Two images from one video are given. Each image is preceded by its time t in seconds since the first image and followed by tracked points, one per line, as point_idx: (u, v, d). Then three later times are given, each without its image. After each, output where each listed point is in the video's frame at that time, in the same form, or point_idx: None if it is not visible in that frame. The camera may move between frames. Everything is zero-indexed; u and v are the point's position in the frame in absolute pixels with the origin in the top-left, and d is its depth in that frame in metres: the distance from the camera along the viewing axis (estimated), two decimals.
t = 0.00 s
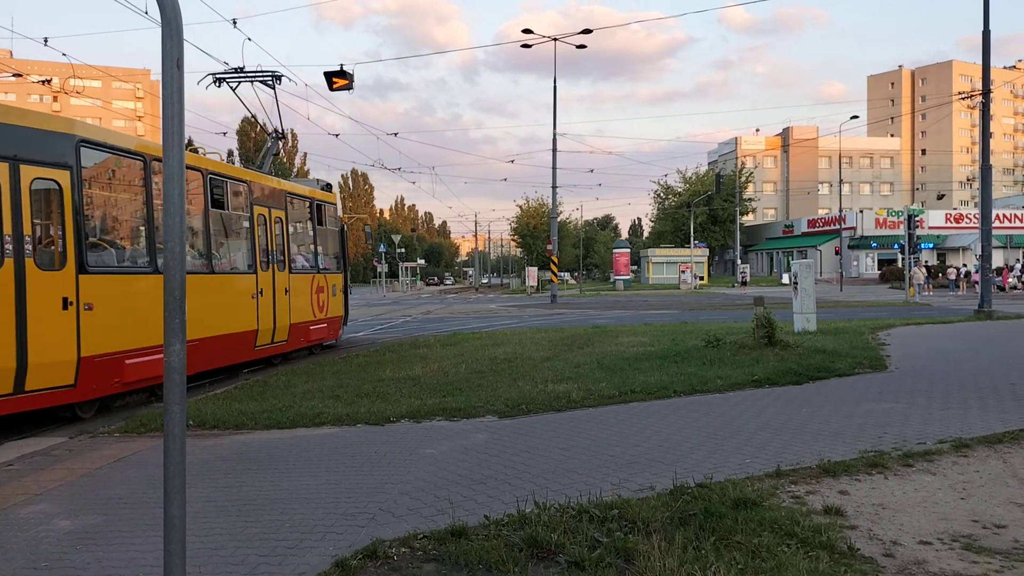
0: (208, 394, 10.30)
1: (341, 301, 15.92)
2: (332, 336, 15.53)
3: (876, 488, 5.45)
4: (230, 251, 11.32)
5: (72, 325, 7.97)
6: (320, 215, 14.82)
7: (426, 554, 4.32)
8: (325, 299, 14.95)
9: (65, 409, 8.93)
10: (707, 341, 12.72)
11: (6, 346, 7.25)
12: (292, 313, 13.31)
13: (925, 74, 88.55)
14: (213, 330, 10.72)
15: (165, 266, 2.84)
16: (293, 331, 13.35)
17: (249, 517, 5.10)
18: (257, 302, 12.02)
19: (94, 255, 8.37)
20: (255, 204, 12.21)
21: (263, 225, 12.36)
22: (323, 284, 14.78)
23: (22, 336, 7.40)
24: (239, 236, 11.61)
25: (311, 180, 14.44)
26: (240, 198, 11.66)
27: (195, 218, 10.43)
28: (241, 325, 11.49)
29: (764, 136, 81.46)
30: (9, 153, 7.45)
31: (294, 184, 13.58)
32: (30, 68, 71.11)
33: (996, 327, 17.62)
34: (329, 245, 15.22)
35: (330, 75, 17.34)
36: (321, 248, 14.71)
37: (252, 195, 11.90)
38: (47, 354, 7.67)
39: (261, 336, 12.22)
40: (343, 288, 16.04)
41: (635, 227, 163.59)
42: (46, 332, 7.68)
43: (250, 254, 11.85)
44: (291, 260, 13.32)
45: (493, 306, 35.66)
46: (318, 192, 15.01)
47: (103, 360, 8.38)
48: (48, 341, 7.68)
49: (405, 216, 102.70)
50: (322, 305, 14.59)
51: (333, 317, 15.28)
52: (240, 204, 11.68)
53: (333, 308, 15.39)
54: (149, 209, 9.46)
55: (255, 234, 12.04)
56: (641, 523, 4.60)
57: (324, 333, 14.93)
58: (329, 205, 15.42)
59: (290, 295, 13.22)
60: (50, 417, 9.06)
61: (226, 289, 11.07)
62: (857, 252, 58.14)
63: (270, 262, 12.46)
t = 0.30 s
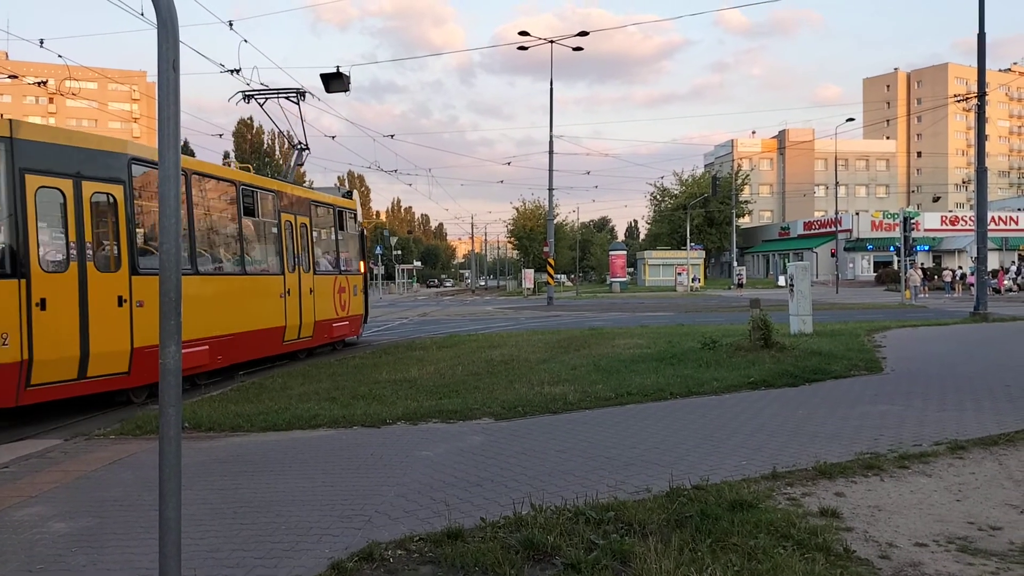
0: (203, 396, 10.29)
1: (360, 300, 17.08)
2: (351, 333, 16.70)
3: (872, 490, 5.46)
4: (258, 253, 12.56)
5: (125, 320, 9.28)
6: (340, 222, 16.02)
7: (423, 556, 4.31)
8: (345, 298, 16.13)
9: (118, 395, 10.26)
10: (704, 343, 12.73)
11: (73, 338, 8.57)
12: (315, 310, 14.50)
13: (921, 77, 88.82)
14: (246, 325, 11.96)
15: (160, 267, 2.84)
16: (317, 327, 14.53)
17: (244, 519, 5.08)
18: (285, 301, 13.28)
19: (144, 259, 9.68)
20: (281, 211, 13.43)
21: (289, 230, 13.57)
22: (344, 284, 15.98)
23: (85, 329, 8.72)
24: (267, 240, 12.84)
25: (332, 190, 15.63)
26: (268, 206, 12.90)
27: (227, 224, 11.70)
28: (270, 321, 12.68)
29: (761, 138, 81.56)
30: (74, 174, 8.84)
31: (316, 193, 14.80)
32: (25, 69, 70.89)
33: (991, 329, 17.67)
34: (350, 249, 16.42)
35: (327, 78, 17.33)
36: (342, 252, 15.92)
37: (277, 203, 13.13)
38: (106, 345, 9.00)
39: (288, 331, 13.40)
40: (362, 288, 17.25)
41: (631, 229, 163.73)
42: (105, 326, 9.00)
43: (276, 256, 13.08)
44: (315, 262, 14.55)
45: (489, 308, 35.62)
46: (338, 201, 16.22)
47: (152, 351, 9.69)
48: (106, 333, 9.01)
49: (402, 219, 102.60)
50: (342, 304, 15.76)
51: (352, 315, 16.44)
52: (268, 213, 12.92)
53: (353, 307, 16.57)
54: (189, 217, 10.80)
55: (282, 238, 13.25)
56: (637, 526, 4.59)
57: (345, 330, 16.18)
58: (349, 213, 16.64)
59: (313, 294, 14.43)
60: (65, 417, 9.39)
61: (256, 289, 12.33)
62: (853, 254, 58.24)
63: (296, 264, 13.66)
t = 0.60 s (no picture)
0: (197, 398, 10.25)
1: (378, 300, 17.96)
2: (371, 330, 17.60)
3: (867, 491, 5.47)
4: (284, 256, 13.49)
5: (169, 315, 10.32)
6: (358, 227, 16.92)
7: (417, 557, 4.30)
8: (364, 297, 17.04)
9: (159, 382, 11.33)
10: (699, 344, 12.76)
11: (125, 330, 9.62)
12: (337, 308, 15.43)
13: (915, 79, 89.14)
14: (276, 321, 12.91)
15: (155, 268, 2.83)
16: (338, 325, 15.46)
17: (239, 521, 5.07)
18: (311, 299, 14.23)
19: (186, 262, 10.74)
20: (305, 217, 14.36)
21: (313, 235, 14.50)
22: (363, 285, 16.89)
23: (136, 322, 9.76)
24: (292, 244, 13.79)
25: (351, 196, 16.55)
26: (293, 213, 13.83)
27: (258, 229, 12.65)
28: (296, 319, 13.63)
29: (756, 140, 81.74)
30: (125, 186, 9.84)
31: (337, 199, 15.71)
32: (18, 70, 70.57)
33: (984, 330, 17.73)
34: (368, 251, 17.30)
35: (322, 79, 17.31)
36: (361, 254, 16.85)
37: (302, 210, 14.06)
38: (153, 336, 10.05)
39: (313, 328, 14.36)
40: (381, 289, 18.12)
41: (626, 230, 163.87)
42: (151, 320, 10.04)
43: (301, 258, 14.01)
44: (336, 264, 15.47)
45: (483, 309, 35.57)
46: (357, 207, 17.15)
47: (190, 343, 10.76)
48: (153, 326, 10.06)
49: (397, 220, 102.53)
50: (362, 303, 16.67)
51: (371, 313, 17.34)
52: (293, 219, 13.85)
53: (372, 305, 17.48)
54: (223, 225, 11.74)
55: (306, 242, 14.18)
56: (632, 527, 4.59)
57: (364, 327, 17.06)
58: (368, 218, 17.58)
59: (335, 294, 15.36)
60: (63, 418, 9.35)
61: (284, 288, 13.28)
62: (847, 255, 58.39)
63: (319, 267, 14.59)
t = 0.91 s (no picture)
0: (191, 397, 10.20)
1: (395, 298, 18.91)
2: (389, 326, 18.58)
3: (861, 489, 5.49)
4: (309, 257, 14.45)
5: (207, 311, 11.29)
6: (377, 229, 17.84)
7: (412, 556, 4.30)
8: (383, 295, 18.00)
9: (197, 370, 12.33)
10: (693, 343, 12.76)
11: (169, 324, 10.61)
12: (356, 305, 16.39)
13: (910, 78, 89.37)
14: (302, 317, 13.90)
15: (147, 266, 2.81)
16: (358, 322, 16.43)
17: (234, 520, 5.06)
18: (333, 297, 15.21)
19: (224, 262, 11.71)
20: (329, 221, 15.32)
21: (335, 237, 15.45)
22: (381, 284, 17.85)
23: (179, 316, 10.76)
24: (317, 246, 14.75)
25: (369, 199, 17.46)
26: (318, 217, 14.78)
27: (286, 232, 13.60)
28: (320, 315, 14.61)
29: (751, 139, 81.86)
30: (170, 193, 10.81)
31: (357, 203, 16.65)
32: (12, 67, 70.26)
33: (979, 329, 17.72)
34: (387, 252, 18.21)
35: (317, 78, 17.26)
36: (380, 256, 17.78)
37: (326, 214, 15.00)
38: (193, 329, 11.02)
39: (335, 324, 15.34)
40: (398, 287, 19.07)
41: (622, 229, 164.00)
42: (192, 314, 11.02)
43: (324, 258, 14.97)
44: (356, 265, 16.40)
45: (478, 308, 35.52)
46: (376, 210, 18.10)
47: (226, 336, 11.72)
48: (193, 320, 11.03)
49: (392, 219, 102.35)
50: (380, 301, 17.64)
51: (389, 310, 18.29)
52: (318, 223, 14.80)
53: (390, 303, 18.44)
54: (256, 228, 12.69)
55: (329, 244, 15.14)
56: (627, 525, 4.60)
57: (382, 324, 17.97)
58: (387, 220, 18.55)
59: (355, 292, 16.31)
60: (58, 416, 9.31)
61: (309, 286, 14.22)
62: (842, 255, 58.51)
63: (340, 267, 15.56)
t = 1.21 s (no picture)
0: (184, 397, 10.17)
1: (414, 297, 19.95)
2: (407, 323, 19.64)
3: (854, 488, 5.50)
4: (330, 259, 15.65)
5: (235, 307, 12.63)
6: (397, 232, 18.84)
7: (406, 556, 4.29)
8: (402, 294, 19.09)
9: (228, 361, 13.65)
10: (688, 342, 12.78)
11: (204, 318, 12.00)
12: (375, 303, 17.50)
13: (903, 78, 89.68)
14: (322, 313, 15.12)
15: (139, 265, 2.80)
16: (376, 319, 17.53)
17: (227, 520, 5.05)
18: (352, 295, 16.35)
19: (252, 263, 13.03)
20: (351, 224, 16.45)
21: (355, 240, 16.58)
22: (400, 283, 18.93)
23: (212, 311, 12.14)
24: (337, 248, 15.91)
25: (390, 204, 18.47)
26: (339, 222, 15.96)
27: (310, 236, 14.85)
28: (339, 311, 15.79)
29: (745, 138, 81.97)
30: (206, 200, 12.21)
31: (377, 208, 17.72)
32: (3, 65, 69.80)
33: (972, 328, 17.76)
34: (405, 254, 19.23)
35: (311, 76, 17.22)
36: (399, 256, 18.86)
37: (347, 218, 16.14)
38: (225, 323, 12.41)
39: (354, 320, 16.51)
40: (416, 287, 20.11)
41: (616, 229, 164.18)
42: (223, 309, 12.41)
43: (344, 260, 16.13)
44: (375, 265, 17.51)
45: (472, 307, 35.51)
46: (397, 214, 19.13)
47: (253, 330, 13.04)
48: (224, 314, 12.42)
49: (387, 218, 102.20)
50: (398, 299, 18.71)
51: (407, 308, 19.35)
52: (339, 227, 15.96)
53: (408, 301, 19.48)
54: (280, 232, 13.91)
55: (349, 247, 16.29)
56: (622, 524, 4.60)
57: (399, 320, 18.97)
58: (407, 223, 19.60)
59: (374, 291, 17.43)
60: (51, 413, 9.25)
61: (330, 285, 15.45)
62: (836, 254, 58.70)
63: (360, 268, 16.68)
